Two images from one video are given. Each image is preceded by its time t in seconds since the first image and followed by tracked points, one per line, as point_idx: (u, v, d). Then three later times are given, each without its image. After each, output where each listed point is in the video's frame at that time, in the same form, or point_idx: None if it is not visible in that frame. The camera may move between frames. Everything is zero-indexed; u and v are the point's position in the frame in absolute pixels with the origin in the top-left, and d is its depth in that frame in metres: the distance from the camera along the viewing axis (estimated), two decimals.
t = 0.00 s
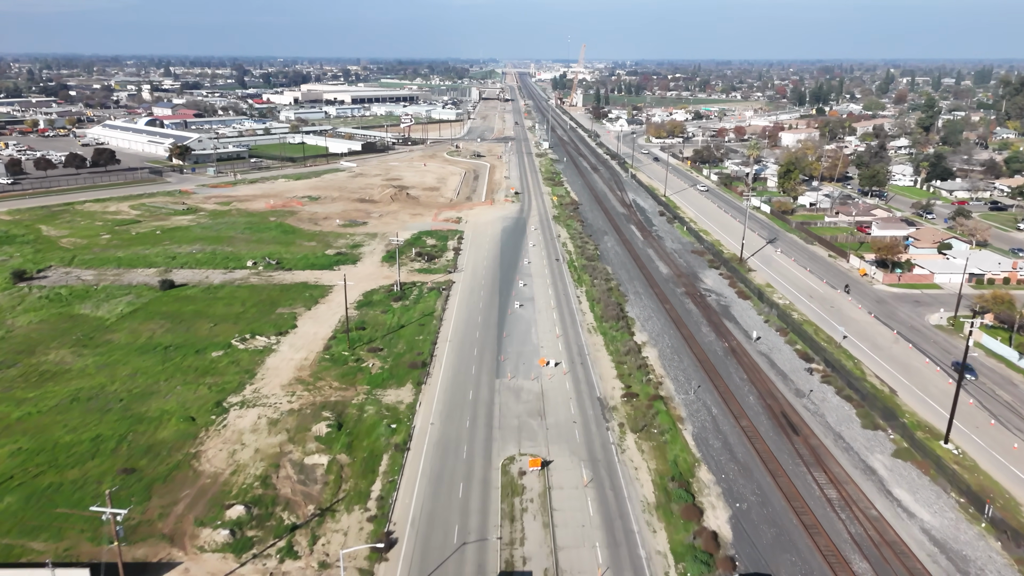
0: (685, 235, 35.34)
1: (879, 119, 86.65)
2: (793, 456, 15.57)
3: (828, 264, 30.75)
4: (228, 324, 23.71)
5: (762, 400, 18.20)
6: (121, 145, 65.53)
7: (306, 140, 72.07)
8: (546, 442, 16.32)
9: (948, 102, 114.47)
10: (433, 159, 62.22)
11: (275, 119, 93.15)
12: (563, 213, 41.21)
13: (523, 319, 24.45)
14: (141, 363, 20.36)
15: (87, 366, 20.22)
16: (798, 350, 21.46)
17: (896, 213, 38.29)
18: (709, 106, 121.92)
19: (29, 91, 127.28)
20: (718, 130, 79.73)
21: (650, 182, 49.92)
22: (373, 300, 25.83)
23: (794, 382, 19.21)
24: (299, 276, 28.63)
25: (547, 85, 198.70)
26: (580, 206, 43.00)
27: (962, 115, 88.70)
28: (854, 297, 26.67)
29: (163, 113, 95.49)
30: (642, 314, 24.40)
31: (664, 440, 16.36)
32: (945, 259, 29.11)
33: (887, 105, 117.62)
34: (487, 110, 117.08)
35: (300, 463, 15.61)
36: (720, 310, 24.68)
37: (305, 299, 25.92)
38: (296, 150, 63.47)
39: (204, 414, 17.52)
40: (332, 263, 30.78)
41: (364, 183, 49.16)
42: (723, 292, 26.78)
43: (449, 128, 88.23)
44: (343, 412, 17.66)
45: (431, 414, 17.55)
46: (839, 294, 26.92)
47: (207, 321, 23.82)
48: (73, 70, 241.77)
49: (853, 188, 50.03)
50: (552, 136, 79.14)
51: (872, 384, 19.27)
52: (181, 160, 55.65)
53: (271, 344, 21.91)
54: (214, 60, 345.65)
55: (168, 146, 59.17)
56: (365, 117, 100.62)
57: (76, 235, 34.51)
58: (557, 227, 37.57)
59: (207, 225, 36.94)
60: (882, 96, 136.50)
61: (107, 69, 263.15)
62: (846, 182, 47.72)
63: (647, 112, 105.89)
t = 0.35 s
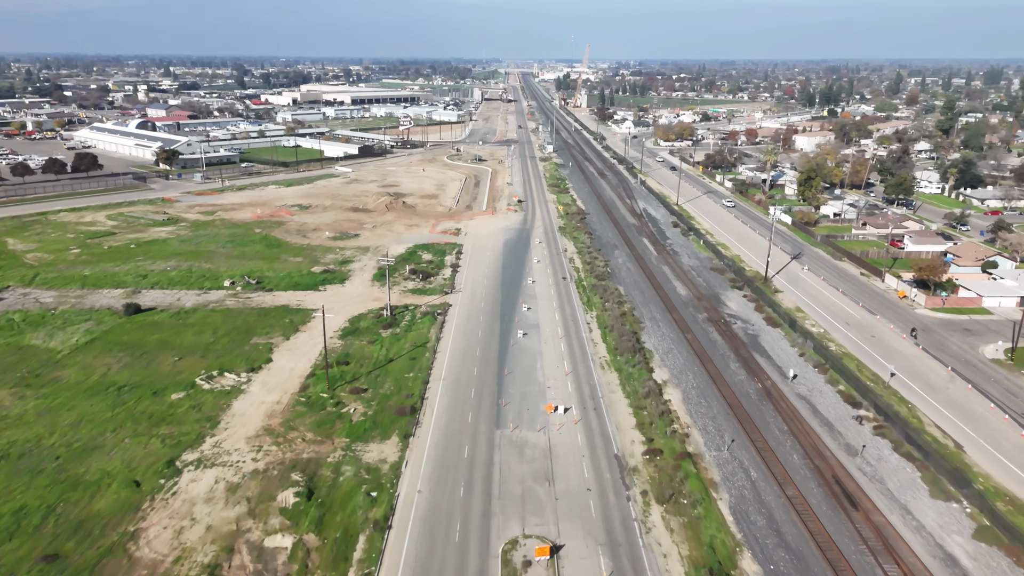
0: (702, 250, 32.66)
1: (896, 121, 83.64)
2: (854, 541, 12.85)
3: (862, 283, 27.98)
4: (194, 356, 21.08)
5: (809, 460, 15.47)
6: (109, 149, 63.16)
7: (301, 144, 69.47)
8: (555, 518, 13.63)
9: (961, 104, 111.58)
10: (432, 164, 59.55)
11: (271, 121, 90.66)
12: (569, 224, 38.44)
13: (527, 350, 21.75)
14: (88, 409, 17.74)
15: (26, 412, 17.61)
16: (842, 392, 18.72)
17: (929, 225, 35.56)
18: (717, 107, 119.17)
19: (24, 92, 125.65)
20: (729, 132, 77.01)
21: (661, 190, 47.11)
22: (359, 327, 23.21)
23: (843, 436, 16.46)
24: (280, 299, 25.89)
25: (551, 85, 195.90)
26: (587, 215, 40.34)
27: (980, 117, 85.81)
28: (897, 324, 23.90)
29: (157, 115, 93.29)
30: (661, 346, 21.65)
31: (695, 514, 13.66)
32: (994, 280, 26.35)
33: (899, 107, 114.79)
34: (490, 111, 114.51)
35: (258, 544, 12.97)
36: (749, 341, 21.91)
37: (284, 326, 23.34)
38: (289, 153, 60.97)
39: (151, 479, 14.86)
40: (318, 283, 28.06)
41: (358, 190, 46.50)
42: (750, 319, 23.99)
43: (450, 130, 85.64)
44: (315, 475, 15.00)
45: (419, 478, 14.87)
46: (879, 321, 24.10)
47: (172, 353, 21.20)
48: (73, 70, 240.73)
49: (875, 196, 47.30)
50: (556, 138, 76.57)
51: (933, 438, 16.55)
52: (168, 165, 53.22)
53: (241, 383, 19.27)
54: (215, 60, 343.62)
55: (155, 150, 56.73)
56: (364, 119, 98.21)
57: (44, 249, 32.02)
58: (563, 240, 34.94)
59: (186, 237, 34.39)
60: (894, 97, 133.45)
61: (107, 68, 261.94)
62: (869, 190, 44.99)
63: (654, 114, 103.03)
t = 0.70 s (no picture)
0: (719, 267, 30.03)
1: (907, 124, 81.15)
2: None
3: (898, 307, 25.31)
4: (148, 399, 18.44)
5: (869, 544, 12.83)
6: (91, 152, 60.60)
7: (293, 147, 66.87)
8: None
9: (971, 106, 109.14)
10: (427, 169, 56.96)
11: (263, 123, 87.98)
12: (573, 236, 35.85)
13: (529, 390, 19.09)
14: (13, 471, 15.11)
15: None
16: (897, 447, 16.06)
17: (961, 238, 32.97)
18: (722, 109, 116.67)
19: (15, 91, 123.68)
20: (736, 135, 74.46)
21: (670, 198, 44.48)
22: (340, 362, 20.59)
23: (906, 509, 13.80)
24: (252, 327, 23.24)
25: (551, 86, 193.15)
26: (592, 226, 37.72)
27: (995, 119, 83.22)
28: (945, 357, 21.24)
29: (147, 116, 90.90)
30: (682, 387, 18.98)
31: None
32: None
33: (908, 108, 112.24)
34: (489, 112, 111.97)
35: None
36: (781, 380, 19.25)
37: (255, 360, 20.71)
38: (279, 157, 58.36)
39: (71, 571, 12.21)
40: (297, 305, 25.36)
41: (348, 198, 43.90)
42: (780, 351, 21.35)
43: (448, 132, 83.07)
44: (272, 564, 12.35)
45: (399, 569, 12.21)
46: (924, 353, 21.46)
47: (122, 396, 18.55)
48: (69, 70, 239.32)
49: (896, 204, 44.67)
50: (557, 141, 74.03)
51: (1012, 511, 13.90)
52: (150, 171, 50.65)
53: (197, 435, 16.63)
54: (211, 60, 339.91)
55: (137, 154, 54.14)
56: (360, 121, 95.66)
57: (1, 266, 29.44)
58: (567, 255, 32.32)
59: (159, 252, 31.77)
60: (901, 98, 130.93)
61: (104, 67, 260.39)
62: (890, 198, 42.39)
63: (657, 116, 100.41)
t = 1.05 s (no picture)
0: (740, 288, 27.37)
1: (920, 126, 78.52)
2: None
3: (945, 336, 22.59)
4: (87, 457, 15.77)
5: None
6: (71, 156, 57.96)
7: (283, 151, 64.20)
8: None
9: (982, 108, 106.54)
10: (423, 175, 54.24)
11: (255, 125, 85.23)
12: (578, 250, 33.18)
13: (534, 442, 16.41)
14: None
15: None
16: (975, 525, 13.36)
17: (1001, 254, 30.26)
18: (727, 110, 114.16)
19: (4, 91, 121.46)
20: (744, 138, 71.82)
21: (680, 207, 41.80)
22: (314, 408, 17.91)
23: None
24: (219, 362, 20.56)
25: (551, 86, 190.40)
26: (598, 238, 35.06)
27: (1012, 120, 80.57)
28: (1008, 400, 18.53)
29: (136, 118, 88.32)
30: (711, 441, 16.30)
31: None
32: None
33: (918, 109, 109.67)
34: (488, 114, 109.35)
35: None
36: (826, 432, 16.57)
37: (217, 405, 18.02)
38: (268, 161, 55.70)
39: None
40: (272, 333, 22.66)
41: (338, 207, 41.23)
42: (819, 393, 18.66)
43: (446, 134, 80.44)
44: None
45: None
46: (983, 395, 18.77)
47: (57, 453, 15.89)
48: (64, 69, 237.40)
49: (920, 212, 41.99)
50: (559, 144, 71.39)
51: None
52: (129, 177, 48.01)
53: (138, 507, 13.95)
54: (208, 60, 337.23)
55: (117, 158, 51.47)
56: (356, 122, 93.02)
57: None
58: (572, 272, 29.66)
59: (126, 269, 29.10)
60: (910, 100, 128.45)
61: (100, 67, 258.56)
62: (916, 207, 39.70)
63: (661, 117, 97.73)
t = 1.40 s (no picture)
0: (765, 312, 24.72)
1: (935, 129, 75.96)
2: None
3: (1003, 373, 19.96)
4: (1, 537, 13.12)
5: None
6: (50, 161, 55.33)
7: (274, 155, 61.57)
8: None
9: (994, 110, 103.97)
10: (419, 181, 51.58)
11: (246, 127, 82.58)
12: (584, 267, 30.53)
13: (540, 517, 13.77)
14: None
15: None
16: None
17: None
18: (733, 111, 111.59)
19: None
20: (753, 141, 69.24)
21: (691, 217, 39.19)
22: (281, 468, 15.27)
23: None
24: (176, 407, 17.91)
25: (551, 87, 187.95)
26: (606, 253, 32.44)
27: None
28: None
29: (125, 120, 85.77)
30: (751, 515, 13.66)
31: None
32: None
33: (928, 111, 107.09)
34: (488, 115, 106.77)
35: None
36: (887, 503, 13.93)
37: (167, 465, 15.36)
38: (256, 166, 53.07)
39: None
40: (240, 370, 20.00)
41: (326, 217, 38.59)
42: (871, 449, 16.01)
43: (444, 137, 77.85)
44: None
45: None
46: None
47: None
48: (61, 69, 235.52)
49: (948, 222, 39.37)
50: (561, 147, 68.79)
51: None
52: (107, 184, 45.37)
53: None
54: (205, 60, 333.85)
55: (96, 163, 48.82)
56: (352, 124, 90.45)
57: None
58: (579, 293, 27.01)
59: (88, 290, 26.46)
60: (919, 101, 125.98)
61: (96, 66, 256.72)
62: (945, 217, 37.10)
63: (666, 119, 95.18)
